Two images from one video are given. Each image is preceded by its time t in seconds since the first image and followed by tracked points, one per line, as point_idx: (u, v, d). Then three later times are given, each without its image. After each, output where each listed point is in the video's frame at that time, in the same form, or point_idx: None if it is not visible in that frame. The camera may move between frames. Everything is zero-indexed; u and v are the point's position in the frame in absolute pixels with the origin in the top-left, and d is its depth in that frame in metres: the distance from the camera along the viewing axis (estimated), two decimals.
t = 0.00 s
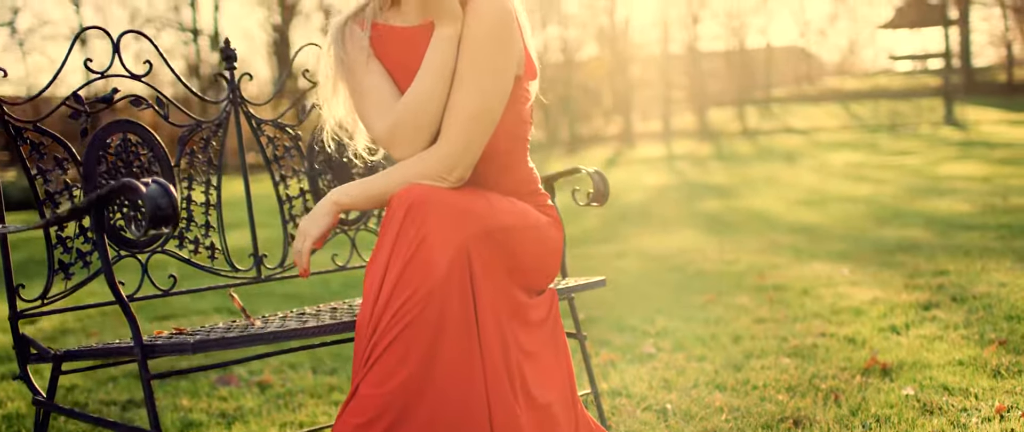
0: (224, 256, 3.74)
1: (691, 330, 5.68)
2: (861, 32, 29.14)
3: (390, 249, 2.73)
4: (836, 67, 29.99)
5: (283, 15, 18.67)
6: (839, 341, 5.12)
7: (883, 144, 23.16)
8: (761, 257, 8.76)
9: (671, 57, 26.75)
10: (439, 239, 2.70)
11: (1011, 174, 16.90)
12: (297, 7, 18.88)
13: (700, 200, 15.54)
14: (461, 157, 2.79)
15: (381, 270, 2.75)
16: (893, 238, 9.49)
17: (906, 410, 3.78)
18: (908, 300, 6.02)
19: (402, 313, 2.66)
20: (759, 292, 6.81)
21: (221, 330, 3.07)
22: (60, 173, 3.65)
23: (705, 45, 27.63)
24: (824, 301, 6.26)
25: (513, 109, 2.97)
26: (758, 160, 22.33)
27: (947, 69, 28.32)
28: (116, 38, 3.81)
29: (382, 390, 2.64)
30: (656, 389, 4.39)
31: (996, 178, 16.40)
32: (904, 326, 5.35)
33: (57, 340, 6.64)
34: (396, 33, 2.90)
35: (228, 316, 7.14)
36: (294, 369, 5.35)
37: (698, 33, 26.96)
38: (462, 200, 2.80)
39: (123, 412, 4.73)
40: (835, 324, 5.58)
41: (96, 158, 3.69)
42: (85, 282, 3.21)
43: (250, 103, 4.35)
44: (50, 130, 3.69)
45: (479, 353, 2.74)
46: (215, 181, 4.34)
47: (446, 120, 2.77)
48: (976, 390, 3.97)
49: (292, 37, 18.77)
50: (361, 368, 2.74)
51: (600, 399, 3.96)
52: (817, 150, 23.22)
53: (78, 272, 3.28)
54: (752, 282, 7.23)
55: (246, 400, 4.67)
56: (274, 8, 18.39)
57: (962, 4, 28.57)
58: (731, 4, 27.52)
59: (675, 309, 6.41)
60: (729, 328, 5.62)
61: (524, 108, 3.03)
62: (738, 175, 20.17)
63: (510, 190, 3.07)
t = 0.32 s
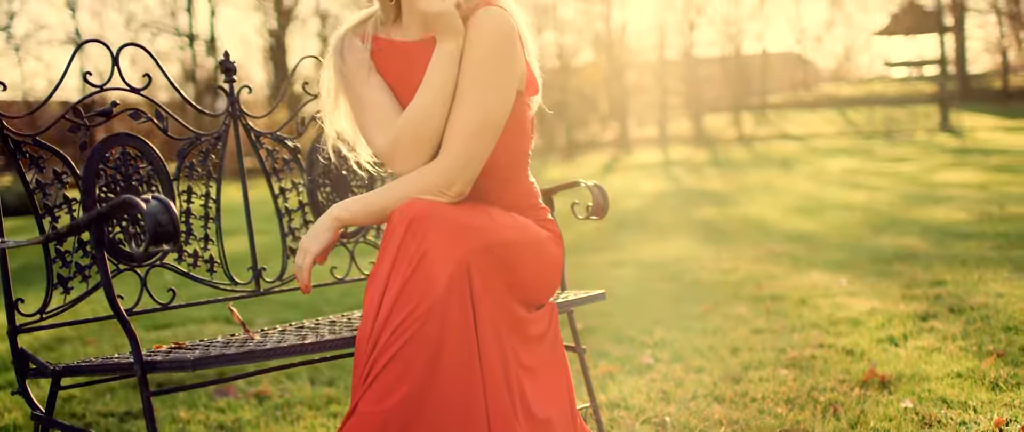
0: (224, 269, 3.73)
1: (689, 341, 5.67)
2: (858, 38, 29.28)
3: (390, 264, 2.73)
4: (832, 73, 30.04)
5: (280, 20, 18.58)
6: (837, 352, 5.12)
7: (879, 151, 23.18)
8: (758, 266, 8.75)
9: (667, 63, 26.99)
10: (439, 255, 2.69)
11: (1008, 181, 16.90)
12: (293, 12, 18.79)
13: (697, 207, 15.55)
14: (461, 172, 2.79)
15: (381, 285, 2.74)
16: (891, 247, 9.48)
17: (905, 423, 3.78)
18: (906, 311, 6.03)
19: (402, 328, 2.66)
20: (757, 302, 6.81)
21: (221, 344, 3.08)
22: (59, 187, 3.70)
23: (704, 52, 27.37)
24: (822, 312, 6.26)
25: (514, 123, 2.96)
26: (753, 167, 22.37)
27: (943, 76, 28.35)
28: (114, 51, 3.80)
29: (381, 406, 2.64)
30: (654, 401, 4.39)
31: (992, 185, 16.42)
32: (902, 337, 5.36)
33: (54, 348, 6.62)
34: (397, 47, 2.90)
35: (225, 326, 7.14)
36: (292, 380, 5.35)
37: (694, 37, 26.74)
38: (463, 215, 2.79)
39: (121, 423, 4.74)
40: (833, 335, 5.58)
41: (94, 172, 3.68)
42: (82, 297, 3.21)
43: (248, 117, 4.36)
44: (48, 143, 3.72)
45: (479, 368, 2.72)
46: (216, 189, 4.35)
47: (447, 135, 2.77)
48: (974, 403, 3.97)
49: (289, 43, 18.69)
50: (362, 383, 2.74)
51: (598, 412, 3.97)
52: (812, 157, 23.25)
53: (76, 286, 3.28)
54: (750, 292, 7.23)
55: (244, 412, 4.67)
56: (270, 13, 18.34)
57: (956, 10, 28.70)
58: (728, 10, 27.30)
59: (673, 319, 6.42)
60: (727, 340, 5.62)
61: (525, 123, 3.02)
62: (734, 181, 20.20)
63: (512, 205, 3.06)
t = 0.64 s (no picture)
0: (230, 283, 3.72)
1: (692, 352, 5.67)
2: (859, 46, 29.69)
3: (396, 279, 2.72)
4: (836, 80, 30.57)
5: (284, 25, 18.57)
6: (841, 365, 5.12)
7: (882, 159, 23.15)
8: (761, 276, 8.75)
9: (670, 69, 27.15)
10: (445, 273, 2.68)
11: (1010, 190, 16.89)
12: (297, 17, 18.80)
13: (700, 215, 15.55)
14: (467, 188, 2.78)
15: (387, 301, 2.73)
16: (894, 257, 9.47)
17: None
18: (910, 323, 6.02)
19: (408, 345, 2.65)
20: (761, 313, 6.81)
21: (226, 358, 3.09)
22: (66, 200, 3.72)
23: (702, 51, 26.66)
24: (826, 323, 6.26)
25: (521, 138, 2.95)
26: (757, 174, 22.35)
27: (945, 84, 28.38)
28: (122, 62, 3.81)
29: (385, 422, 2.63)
30: (658, 414, 4.40)
31: (995, 195, 16.41)
32: (906, 349, 5.35)
33: (57, 355, 6.61)
34: (405, 61, 2.91)
35: (228, 334, 7.13)
36: (295, 390, 5.35)
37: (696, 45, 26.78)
38: (469, 230, 2.78)
39: None
40: (837, 347, 5.57)
41: (100, 184, 3.71)
42: (88, 309, 3.21)
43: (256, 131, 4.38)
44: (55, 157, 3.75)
45: (484, 385, 2.71)
46: (220, 200, 4.37)
47: (455, 150, 2.77)
48: (979, 417, 3.97)
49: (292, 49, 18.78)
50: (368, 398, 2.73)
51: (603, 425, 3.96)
52: (815, 164, 23.23)
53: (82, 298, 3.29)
54: (753, 303, 7.22)
55: (248, 422, 4.67)
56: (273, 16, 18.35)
57: (959, 18, 28.68)
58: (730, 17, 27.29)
59: (676, 330, 6.41)
60: (731, 351, 5.61)
61: (533, 138, 3.01)
62: (738, 189, 20.20)
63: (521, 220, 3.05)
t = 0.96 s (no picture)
0: (235, 295, 3.72)
1: (696, 363, 5.67)
2: (863, 52, 29.10)
3: (402, 296, 2.71)
4: (837, 85, 30.40)
5: (287, 29, 18.75)
6: (845, 377, 5.11)
7: (884, 165, 23.16)
8: (764, 285, 8.75)
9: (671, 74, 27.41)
10: (450, 289, 2.68)
11: (1013, 199, 16.88)
12: (300, 21, 19.02)
13: (702, 222, 15.57)
14: (472, 203, 2.77)
15: (393, 316, 2.72)
16: (897, 267, 9.46)
17: None
18: (914, 334, 6.01)
19: (414, 361, 2.65)
20: (764, 323, 6.81)
21: (231, 371, 3.10)
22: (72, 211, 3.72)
23: (705, 63, 28.23)
24: (829, 335, 6.25)
25: (528, 153, 2.95)
26: (758, 180, 22.38)
27: (947, 90, 28.38)
28: (130, 74, 3.84)
29: None
30: (662, 426, 4.39)
31: (998, 203, 16.39)
32: (910, 361, 5.35)
33: (59, 361, 6.61)
34: (414, 75, 2.92)
35: (231, 341, 7.14)
36: (298, 400, 5.34)
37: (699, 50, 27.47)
38: (475, 245, 2.77)
39: None
40: (841, 359, 5.57)
41: (107, 196, 3.72)
42: (92, 321, 3.22)
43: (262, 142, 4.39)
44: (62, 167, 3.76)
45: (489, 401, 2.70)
46: (226, 211, 4.37)
47: (461, 163, 2.76)
48: None
49: (292, 52, 18.76)
50: (373, 412, 2.73)
51: None
52: (817, 171, 23.26)
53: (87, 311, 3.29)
54: (757, 313, 7.22)
55: None
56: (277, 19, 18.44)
57: (963, 24, 28.56)
58: (731, 21, 27.53)
59: (679, 339, 6.41)
60: (734, 362, 5.60)
61: (538, 153, 3.01)
62: (740, 195, 20.22)
63: (528, 235, 3.04)
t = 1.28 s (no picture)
0: (235, 307, 3.72)
1: (694, 376, 5.66)
2: (861, 61, 28.91)
3: (402, 312, 2.69)
4: (837, 92, 30.15)
5: (285, 33, 18.88)
6: (843, 391, 5.11)
7: (882, 175, 23.20)
8: (762, 297, 8.74)
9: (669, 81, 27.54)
10: (451, 305, 2.66)
11: (1010, 210, 16.91)
12: (298, 26, 19.17)
13: (700, 232, 15.58)
14: (474, 219, 2.76)
15: (394, 332, 2.71)
16: (894, 279, 9.47)
17: None
18: (912, 348, 6.02)
19: (415, 377, 2.63)
20: (762, 335, 6.81)
21: (230, 386, 3.10)
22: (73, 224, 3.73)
23: (705, 69, 28.03)
24: (827, 348, 6.25)
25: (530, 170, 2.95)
26: (755, 189, 22.44)
27: (944, 99, 28.34)
28: (131, 86, 3.83)
29: None
30: None
31: (995, 214, 16.42)
32: (908, 376, 5.35)
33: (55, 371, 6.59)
34: (417, 90, 2.92)
35: (228, 350, 7.12)
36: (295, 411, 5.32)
37: (698, 58, 27.44)
38: (476, 261, 2.76)
39: None
40: (839, 372, 5.57)
41: (107, 208, 3.74)
42: (92, 334, 3.23)
43: (264, 156, 4.39)
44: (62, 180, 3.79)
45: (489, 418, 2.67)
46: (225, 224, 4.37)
47: (463, 179, 2.76)
48: None
49: (292, 58, 18.99)
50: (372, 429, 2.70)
51: None
52: (816, 180, 23.30)
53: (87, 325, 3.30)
54: (755, 325, 7.22)
55: None
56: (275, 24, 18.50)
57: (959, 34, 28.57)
58: (730, 30, 27.40)
59: (678, 352, 6.41)
60: (732, 376, 5.60)
61: (540, 171, 3.01)
62: (738, 204, 20.26)
63: (530, 252, 3.02)
